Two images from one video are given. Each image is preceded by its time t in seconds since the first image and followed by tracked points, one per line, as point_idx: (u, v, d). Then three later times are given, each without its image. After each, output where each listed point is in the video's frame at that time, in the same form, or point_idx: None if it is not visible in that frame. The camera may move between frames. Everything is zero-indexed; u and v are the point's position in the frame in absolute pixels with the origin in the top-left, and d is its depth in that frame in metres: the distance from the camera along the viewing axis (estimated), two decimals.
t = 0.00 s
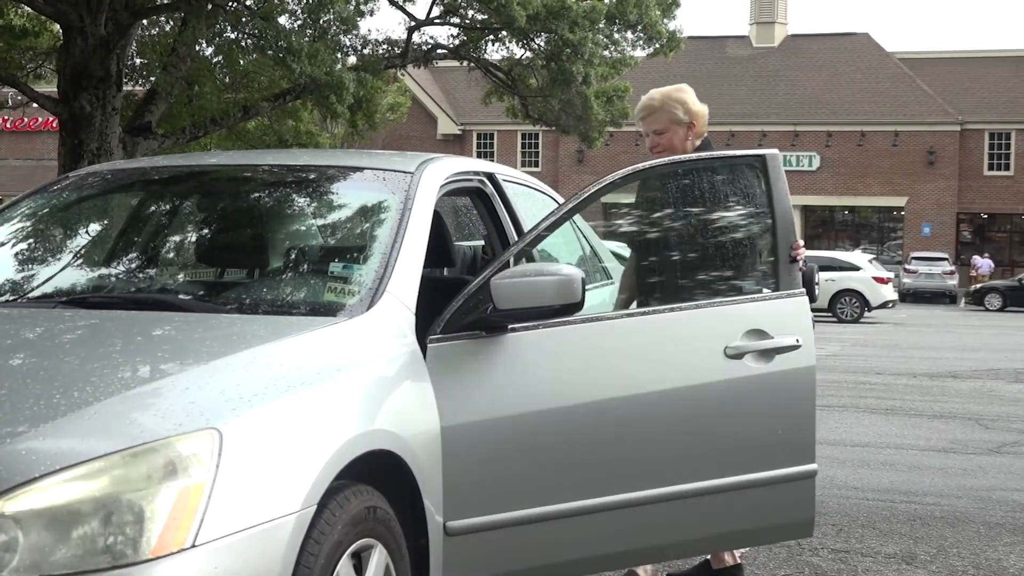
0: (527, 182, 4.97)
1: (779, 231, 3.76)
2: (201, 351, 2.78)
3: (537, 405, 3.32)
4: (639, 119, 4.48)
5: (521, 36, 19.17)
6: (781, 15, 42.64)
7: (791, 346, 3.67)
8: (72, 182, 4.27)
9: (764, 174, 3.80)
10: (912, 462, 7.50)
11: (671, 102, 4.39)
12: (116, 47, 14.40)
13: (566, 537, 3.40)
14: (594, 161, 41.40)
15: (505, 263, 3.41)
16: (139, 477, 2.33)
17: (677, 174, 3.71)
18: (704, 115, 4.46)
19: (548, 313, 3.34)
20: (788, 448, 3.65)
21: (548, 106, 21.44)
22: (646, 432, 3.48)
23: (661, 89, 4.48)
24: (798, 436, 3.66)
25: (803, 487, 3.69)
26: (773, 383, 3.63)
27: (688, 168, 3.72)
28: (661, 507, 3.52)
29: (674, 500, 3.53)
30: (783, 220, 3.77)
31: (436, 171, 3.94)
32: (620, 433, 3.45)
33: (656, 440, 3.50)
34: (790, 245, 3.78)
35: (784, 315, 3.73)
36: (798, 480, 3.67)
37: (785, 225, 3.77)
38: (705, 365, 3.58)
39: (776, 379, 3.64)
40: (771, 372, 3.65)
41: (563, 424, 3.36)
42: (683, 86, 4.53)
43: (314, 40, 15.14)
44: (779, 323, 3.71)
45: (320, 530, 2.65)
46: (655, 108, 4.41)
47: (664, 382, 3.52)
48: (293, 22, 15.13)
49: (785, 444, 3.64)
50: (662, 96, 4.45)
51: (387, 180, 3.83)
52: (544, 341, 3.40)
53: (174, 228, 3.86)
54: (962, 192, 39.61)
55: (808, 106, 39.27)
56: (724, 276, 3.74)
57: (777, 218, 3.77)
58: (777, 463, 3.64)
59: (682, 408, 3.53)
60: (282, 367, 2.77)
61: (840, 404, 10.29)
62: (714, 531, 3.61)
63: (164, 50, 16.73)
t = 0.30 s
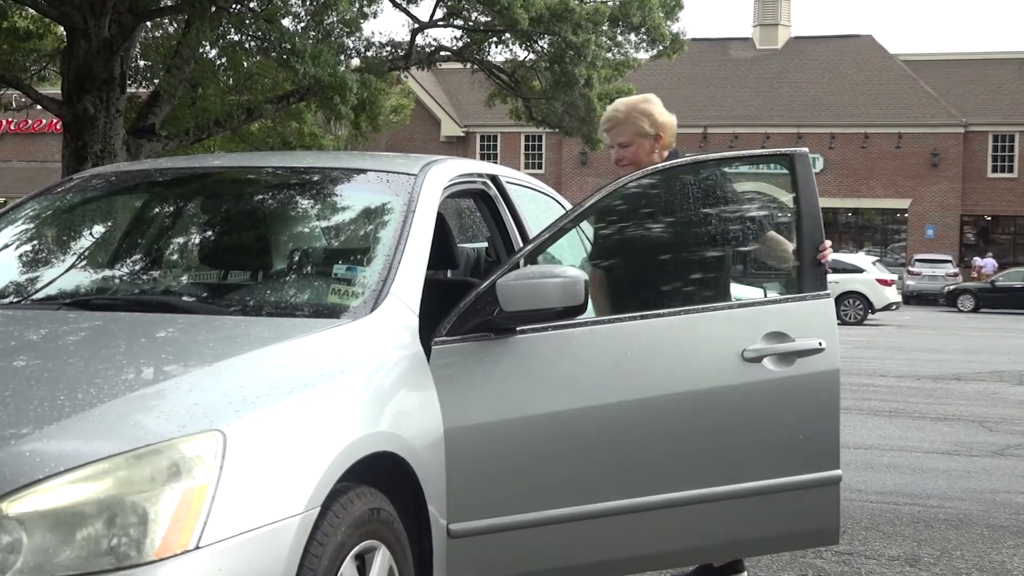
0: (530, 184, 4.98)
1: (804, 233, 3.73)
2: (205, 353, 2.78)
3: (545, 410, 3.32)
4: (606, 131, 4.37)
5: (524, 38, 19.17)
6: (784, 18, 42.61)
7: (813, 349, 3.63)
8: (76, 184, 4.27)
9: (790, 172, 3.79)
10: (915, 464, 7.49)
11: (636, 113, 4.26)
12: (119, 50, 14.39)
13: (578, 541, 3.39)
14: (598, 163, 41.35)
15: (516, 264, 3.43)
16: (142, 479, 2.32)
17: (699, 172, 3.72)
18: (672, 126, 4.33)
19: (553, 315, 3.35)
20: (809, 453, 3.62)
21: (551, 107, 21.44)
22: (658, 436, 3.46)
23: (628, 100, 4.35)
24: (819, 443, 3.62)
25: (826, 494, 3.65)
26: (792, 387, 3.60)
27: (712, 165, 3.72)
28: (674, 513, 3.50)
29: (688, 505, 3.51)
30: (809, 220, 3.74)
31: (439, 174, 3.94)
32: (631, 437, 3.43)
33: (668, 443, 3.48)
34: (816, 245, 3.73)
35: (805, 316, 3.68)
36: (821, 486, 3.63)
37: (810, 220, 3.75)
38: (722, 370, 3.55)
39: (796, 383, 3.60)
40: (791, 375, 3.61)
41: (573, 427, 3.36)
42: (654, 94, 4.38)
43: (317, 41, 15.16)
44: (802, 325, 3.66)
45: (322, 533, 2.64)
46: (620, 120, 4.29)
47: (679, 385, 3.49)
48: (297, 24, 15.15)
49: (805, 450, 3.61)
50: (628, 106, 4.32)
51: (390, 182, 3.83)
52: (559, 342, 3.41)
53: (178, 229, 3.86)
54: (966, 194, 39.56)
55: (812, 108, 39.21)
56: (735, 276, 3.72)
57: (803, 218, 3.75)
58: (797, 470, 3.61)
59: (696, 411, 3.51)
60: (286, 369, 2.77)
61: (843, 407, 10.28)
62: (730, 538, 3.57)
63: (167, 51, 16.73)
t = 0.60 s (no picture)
0: (535, 186, 5.00)
1: (821, 235, 3.71)
2: (211, 355, 2.78)
3: (555, 411, 3.32)
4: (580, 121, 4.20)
5: (529, 39, 19.17)
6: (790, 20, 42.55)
7: (827, 352, 3.62)
8: (83, 185, 4.29)
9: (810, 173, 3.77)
10: (922, 466, 7.47)
11: (611, 108, 4.09)
12: (126, 51, 14.42)
13: (588, 543, 3.39)
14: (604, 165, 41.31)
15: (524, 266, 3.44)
16: (149, 480, 2.33)
17: (713, 174, 3.75)
18: (651, 116, 4.17)
19: (559, 317, 3.34)
20: (822, 457, 3.61)
21: (557, 110, 21.46)
22: (667, 439, 3.46)
23: (602, 89, 4.15)
24: (833, 446, 3.62)
25: (839, 499, 3.64)
26: (805, 391, 3.59)
27: (732, 167, 3.76)
28: (685, 515, 3.50)
29: (698, 508, 3.51)
30: (827, 222, 3.73)
31: (445, 175, 3.94)
32: (640, 439, 3.43)
33: (677, 444, 3.47)
34: (834, 247, 3.72)
35: (818, 319, 3.67)
36: (833, 490, 3.63)
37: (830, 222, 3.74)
38: (733, 372, 3.55)
39: (809, 386, 3.59)
40: (804, 379, 3.60)
41: (582, 429, 3.35)
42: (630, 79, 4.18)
43: (323, 42, 15.15)
44: (816, 327, 3.66)
45: (330, 535, 2.65)
46: (594, 114, 4.12)
47: (690, 388, 3.49)
48: (303, 26, 15.16)
49: (818, 454, 3.60)
50: (602, 98, 4.13)
51: (397, 184, 3.83)
52: (569, 344, 3.41)
53: (185, 231, 3.87)
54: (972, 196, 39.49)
55: (818, 111, 39.17)
56: (746, 277, 3.72)
57: (820, 218, 3.73)
58: (809, 474, 3.60)
59: (704, 413, 3.50)
60: (292, 370, 2.77)
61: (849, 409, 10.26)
62: (741, 541, 3.57)
63: (174, 53, 16.76)
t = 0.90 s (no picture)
0: (541, 185, 5.00)
1: (829, 236, 3.71)
2: (220, 352, 2.79)
3: (563, 411, 3.32)
4: (604, 101, 4.07)
5: (538, 39, 19.16)
6: (799, 20, 42.46)
7: (835, 353, 3.61)
8: (92, 183, 4.29)
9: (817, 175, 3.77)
10: (931, 467, 7.45)
11: (640, 92, 3.98)
12: (136, 50, 14.46)
13: (596, 542, 3.39)
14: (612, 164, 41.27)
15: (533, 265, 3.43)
16: (157, 477, 2.33)
17: (721, 174, 3.74)
18: (677, 106, 4.07)
19: (567, 316, 3.34)
20: (829, 457, 3.60)
21: (565, 110, 21.47)
22: (675, 438, 3.46)
23: (632, 71, 4.03)
24: (839, 447, 3.61)
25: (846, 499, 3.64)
26: (813, 392, 3.58)
27: (741, 167, 3.74)
28: (692, 515, 3.49)
29: (706, 508, 3.50)
30: (834, 223, 3.73)
31: (454, 174, 3.94)
32: (647, 438, 3.42)
33: (684, 445, 3.47)
34: (842, 248, 3.71)
35: (827, 319, 3.67)
36: (841, 491, 3.62)
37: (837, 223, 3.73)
38: (742, 372, 3.54)
39: (817, 386, 3.59)
40: (812, 379, 3.59)
41: (590, 428, 3.35)
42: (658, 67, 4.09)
43: (332, 41, 15.16)
44: (824, 327, 3.65)
45: (338, 532, 2.65)
46: (622, 96, 3.99)
47: (698, 387, 3.49)
48: (312, 25, 15.18)
49: (826, 454, 3.60)
50: (632, 80, 4.01)
51: (406, 182, 3.83)
52: (578, 343, 3.41)
53: (193, 229, 3.88)
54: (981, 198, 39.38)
55: (827, 111, 39.09)
56: (756, 277, 3.71)
57: (829, 219, 3.73)
58: (817, 474, 3.60)
59: (712, 414, 3.50)
60: (301, 368, 2.77)
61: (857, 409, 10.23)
62: (748, 541, 3.56)
63: (183, 52, 16.79)
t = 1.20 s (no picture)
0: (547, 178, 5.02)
1: (837, 229, 3.70)
2: (228, 343, 2.79)
3: (569, 401, 3.32)
4: (607, 94, 3.95)
5: (545, 33, 19.15)
6: (806, 14, 42.36)
7: (842, 345, 3.60)
8: (100, 175, 4.30)
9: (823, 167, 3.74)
10: (938, 460, 7.44)
11: (647, 88, 3.89)
12: (143, 43, 14.49)
13: (603, 532, 3.39)
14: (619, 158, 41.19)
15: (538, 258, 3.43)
16: (166, 467, 2.34)
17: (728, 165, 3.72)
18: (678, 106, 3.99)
19: (574, 308, 3.33)
20: (836, 450, 3.60)
21: (573, 104, 21.45)
22: (680, 432, 3.46)
23: (638, 65, 3.94)
24: (846, 440, 3.60)
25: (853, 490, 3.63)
26: (821, 384, 3.58)
27: (747, 160, 3.72)
28: (698, 508, 3.50)
29: (713, 500, 3.51)
30: (841, 215, 3.71)
31: (461, 166, 3.95)
32: (653, 431, 3.42)
33: (691, 438, 3.47)
34: (849, 239, 3.70)
35: (834, 311, 3.66)
36: (848, 482, 3.61)
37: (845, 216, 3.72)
38: (748, 364, 3.54)
39: (824, 378, 3.59)
40: (819, 370, 3.59)
41: (597, 420, 3.36)
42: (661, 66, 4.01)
43: (339, 35, 15.18)
44: (831, 319, 3.64)
45: (345, 522, 2.66)
46: (629, 91, 3.87)
47: (706, 379, 3.49)
48: (319, 18, 15.19)
49: (833, 446, 3.59)
50: (638, 75, 3.91)
51: (413, 174, 3.84)
52: (585, 335, 3.41)
53: (201, 221, 3.88)
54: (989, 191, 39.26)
55: (834, 105, 39.00)
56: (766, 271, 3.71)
57: (835, 211, 3.71)
58: (825, 466, 3.60)
59: (718, 406, 3.49)
60: (308, 359, 2.78)
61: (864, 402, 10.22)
62: (754, 533, 3.56)
63: (190, 45, 16.81)
